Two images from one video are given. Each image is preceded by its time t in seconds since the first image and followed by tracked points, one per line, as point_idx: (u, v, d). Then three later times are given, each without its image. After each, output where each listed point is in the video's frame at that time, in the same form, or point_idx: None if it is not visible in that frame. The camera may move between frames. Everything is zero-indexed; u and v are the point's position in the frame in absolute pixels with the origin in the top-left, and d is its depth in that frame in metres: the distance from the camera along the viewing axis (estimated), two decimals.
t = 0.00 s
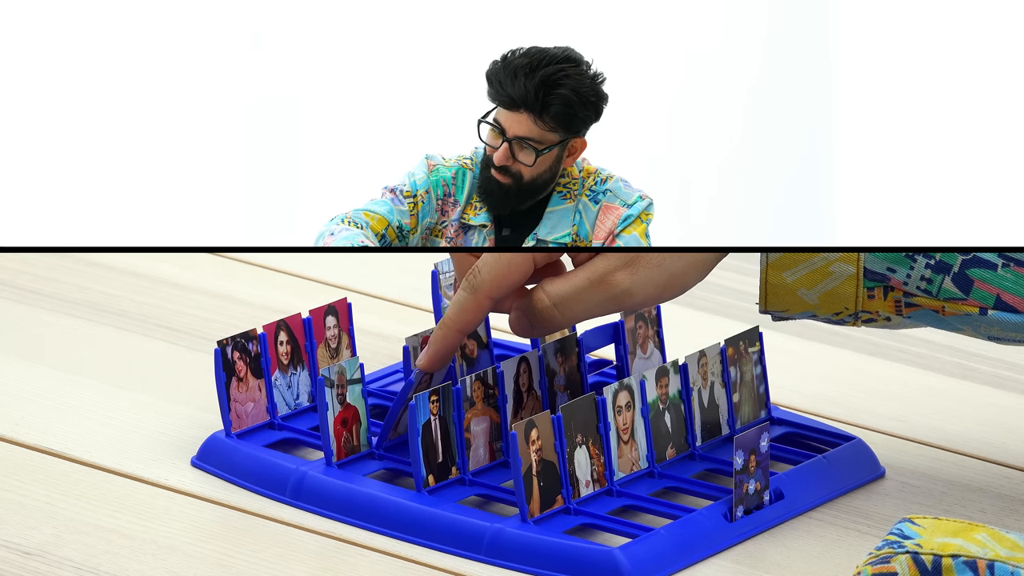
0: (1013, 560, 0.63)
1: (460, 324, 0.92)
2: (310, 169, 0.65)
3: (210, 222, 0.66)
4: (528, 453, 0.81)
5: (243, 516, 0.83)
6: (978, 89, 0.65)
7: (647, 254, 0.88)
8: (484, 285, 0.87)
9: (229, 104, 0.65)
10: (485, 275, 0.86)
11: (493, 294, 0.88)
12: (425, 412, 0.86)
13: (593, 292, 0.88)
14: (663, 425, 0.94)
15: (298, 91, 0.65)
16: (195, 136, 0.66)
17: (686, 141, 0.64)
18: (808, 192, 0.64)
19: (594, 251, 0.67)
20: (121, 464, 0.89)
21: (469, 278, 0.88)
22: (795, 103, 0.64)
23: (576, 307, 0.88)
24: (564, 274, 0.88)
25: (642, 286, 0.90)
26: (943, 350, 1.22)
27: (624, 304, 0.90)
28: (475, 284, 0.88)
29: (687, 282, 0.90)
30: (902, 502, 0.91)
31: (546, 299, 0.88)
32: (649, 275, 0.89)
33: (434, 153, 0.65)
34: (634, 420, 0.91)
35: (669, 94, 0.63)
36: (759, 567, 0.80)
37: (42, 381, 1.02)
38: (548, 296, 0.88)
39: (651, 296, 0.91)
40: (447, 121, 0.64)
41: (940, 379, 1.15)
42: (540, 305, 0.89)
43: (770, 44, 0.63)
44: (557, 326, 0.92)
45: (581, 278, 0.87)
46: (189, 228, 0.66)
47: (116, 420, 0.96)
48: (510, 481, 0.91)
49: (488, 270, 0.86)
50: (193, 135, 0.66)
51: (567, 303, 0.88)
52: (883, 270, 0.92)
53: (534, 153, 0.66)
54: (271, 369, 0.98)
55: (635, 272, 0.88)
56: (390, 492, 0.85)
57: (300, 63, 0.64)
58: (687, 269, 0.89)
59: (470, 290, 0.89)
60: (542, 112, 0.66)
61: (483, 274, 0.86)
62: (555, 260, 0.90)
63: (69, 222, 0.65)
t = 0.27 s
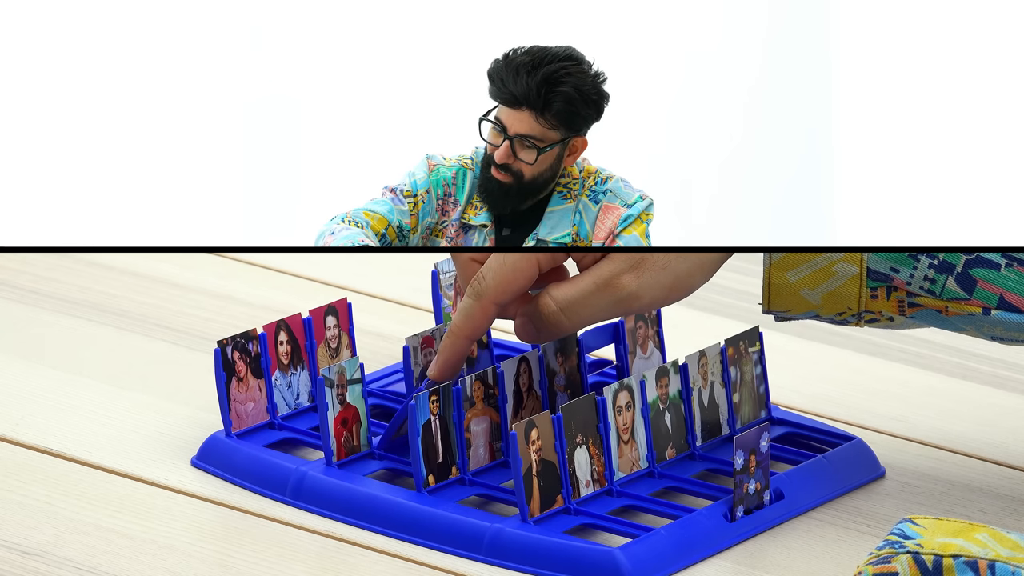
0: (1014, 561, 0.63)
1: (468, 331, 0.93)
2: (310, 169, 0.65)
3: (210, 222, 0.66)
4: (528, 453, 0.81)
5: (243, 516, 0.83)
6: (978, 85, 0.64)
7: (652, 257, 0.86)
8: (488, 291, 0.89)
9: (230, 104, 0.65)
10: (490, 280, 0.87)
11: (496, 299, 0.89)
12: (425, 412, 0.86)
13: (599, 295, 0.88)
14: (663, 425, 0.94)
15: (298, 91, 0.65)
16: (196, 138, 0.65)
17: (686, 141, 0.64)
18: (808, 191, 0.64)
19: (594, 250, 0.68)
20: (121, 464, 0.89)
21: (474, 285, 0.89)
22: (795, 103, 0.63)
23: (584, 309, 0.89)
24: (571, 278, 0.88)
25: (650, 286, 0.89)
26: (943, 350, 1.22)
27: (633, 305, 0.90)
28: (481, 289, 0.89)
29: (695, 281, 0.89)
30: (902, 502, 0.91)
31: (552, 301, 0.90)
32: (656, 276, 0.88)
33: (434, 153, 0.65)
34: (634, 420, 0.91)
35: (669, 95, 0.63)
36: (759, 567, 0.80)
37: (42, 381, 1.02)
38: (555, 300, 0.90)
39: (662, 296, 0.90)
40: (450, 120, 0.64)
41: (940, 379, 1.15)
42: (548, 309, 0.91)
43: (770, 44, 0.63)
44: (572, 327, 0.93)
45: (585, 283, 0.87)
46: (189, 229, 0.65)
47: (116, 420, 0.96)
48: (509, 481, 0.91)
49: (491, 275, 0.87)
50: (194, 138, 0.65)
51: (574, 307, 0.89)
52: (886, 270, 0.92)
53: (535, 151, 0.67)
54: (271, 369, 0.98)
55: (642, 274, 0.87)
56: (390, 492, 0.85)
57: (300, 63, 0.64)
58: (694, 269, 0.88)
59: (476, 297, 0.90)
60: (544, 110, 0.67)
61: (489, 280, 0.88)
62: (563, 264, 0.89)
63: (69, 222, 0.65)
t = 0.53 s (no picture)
0: (1014, 561, 0.63)
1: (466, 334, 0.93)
2: (310, 169, 0.65)
3: (210, 222, 0.66)
4: (528, 453, 0.81)
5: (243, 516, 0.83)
6: (978, 85, 0.64)
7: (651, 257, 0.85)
8: (478, 294, 0.89)
9: (229, 104, 0.65)
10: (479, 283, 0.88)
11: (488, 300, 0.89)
12: (425, 412, 0.86)
13: (599, 297, 0.87)
14: (663, 425, 0.94)
15: (298, 91, 0.65)
16: (195, 137, 0.65)
17: (687, 139, 0.63)
18: (808, 191, 0.64)
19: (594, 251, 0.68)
20: (121, 464, 0.89)
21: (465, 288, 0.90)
22: (795, 103, 0.63)
23: (583, 311, 0.88)
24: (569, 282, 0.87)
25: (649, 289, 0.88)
26: (943, 350, 1.22)
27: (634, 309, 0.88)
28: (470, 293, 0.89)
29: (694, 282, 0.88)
30: (902, 502, 0.91)
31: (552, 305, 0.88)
32: (656, 277, 0.87)
33: (435, 153, 0.65)
34: (634, 420, 0.91)
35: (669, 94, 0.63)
36: (759, 567, 0.80)
37: (42, 381, 1.02)
38: (555, 305, 0.89)
39: (662, 300, 0.88)
40: (450, 119, 0.64)
41: (940, 379, 1.15)
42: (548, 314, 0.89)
43: (769, 44, 0.63)
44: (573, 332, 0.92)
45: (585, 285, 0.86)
46: (189, 229, 0.65)
47: (116, 420, 0.96)
48: (510, 481, 0.91)
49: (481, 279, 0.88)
50: (193, 136, 0.65)
51: (575, 311, 0.88)
52: (880, 268, 0.93)
53: (536, 150, 0.68)
54: (271, 369, 0.98)
55: (642, 275, 0.86)
56: (390, 492, 0.85)
57: (299, 62, 0.64)
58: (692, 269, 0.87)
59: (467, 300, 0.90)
60: (545, 109, 0.67)
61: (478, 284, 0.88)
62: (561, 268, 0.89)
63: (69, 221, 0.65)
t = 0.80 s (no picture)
0: (1014, 561, 0.63)
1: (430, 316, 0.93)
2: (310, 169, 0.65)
3: (211, 222, 0.66)
4: (528, 453, 0.81)
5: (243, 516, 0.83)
6: (978, 84, 0.64)
7: (634, 264, 0.87)
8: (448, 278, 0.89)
9: (229, 104, 0.65)
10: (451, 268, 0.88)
11: (457, 287, 0.89)
12: (425, 412, 0.86)
13: (580, 304, 0.88)
14: (663, 425, 0.94)
15: (297, 91, 0.65)
16: (194, 136, 0.65)
17: (687, 138, 0.64)
18: (808, 192, 0.64)
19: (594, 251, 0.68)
20: (121, 464, 0.89)
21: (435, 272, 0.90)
22: (795, 103, 0.63)
23: (563, 317, 0.89)
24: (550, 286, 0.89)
25: (629, 296, 0.90)
26: (943, 350, 1.22)
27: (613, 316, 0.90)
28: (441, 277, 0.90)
29: (674, 292, 0.90)
30: (902, 502, 0.91)
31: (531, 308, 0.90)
32: (636, 284, 0.89)
33: (435, 153, 0.65)
34: (634, 420, 0.91)
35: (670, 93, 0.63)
36: (759, 567, 0.80)
37: (42, 381, 1.02)
38: (535, 306, 0.90)
39: (640, 306, 0.91)
40: (451, 122, 0.64)
41: (940, 379, 1.15)
42: (528, 317, 0.91)
43: (769, 44, 0.63)
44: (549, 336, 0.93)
45: (565, 290, 0.88)
46: (189, 228, 0.65)
47: (116, 420, 0.96)
48: (510, 481, 0.91)
49: (455, 262, 0.88)
50: (192, 136, 0.65)
51: (555, 314, 0.90)
52: (868, 278, 0.92)
53: (537, 153, 0.67)
54: (271, 369, 0.98)
55: (623, 282, 0.88)
56: (390, 492, 0.85)
57: (299, 61, 0.64)
58: (674, 278, 0.89)
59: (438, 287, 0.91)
60: (547, 112, 0.66)
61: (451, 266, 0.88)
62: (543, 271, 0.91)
63: (70, 221, 0.65)
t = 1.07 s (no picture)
0: (1013, 561, 0.63)
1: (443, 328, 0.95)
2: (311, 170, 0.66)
3: (210, 222, 0.66)
4: (528, 453, 0.81)
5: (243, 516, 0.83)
6: (980, 83, 0.64)
7: (640, 275, 0.88)
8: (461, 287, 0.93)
9: (230, 104, 0.65)
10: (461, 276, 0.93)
11: (472, 297, 0.93)
12: (425, 412, 0.86)
13: (593, 320, 0.89)
14: (663, 425, 0.94)
15: (298, 92, 0.65)
16: (194, 137, 0.65)
17: (687, 138, 0.64)
18: (808, 192, 0.64)
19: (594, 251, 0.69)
20: (121, 464, 0.89)
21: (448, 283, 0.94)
22: (795, 103, 0.63)
23: (579, 337, 0.89)
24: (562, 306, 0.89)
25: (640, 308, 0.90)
26: (943, 350, 1.22)
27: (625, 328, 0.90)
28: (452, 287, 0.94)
29: (681, 296, 0.91)
30: (902, 502, 0.91)
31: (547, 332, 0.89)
32: (646, 296, 0.89)
33: (435, 153, 0.65)
34: (634, 420, 0.91)
35: (670, 94, 0.63)
36: (759, 567, 0.80)
37: (42, 381, 1.02)
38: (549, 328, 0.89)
39: (653, 315, 0.91)
40: (451, 122, 0.65)
41: (940, 379, 1.15)
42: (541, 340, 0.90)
43: (770, 44, 0.63)
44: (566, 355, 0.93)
45: (577, 308, 0.88)
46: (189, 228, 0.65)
47: (116, 420, 0.96)
48: (510, 481, 0.91)
49: (465, 272, 0.92)
50: (192, 136, 0.65)
51: (570, 334, 0.89)
52: (870, 279, 0.92)
53: (539, 154, 0.69)
54: (271, 369, 0.98)
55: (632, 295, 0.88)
56: (390, 492, 0.85)
57: (299, 61, 0.64)
58: (682, 286, 0.90)
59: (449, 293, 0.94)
60: (549, 114, 0.67)
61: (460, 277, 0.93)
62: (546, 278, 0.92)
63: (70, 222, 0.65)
